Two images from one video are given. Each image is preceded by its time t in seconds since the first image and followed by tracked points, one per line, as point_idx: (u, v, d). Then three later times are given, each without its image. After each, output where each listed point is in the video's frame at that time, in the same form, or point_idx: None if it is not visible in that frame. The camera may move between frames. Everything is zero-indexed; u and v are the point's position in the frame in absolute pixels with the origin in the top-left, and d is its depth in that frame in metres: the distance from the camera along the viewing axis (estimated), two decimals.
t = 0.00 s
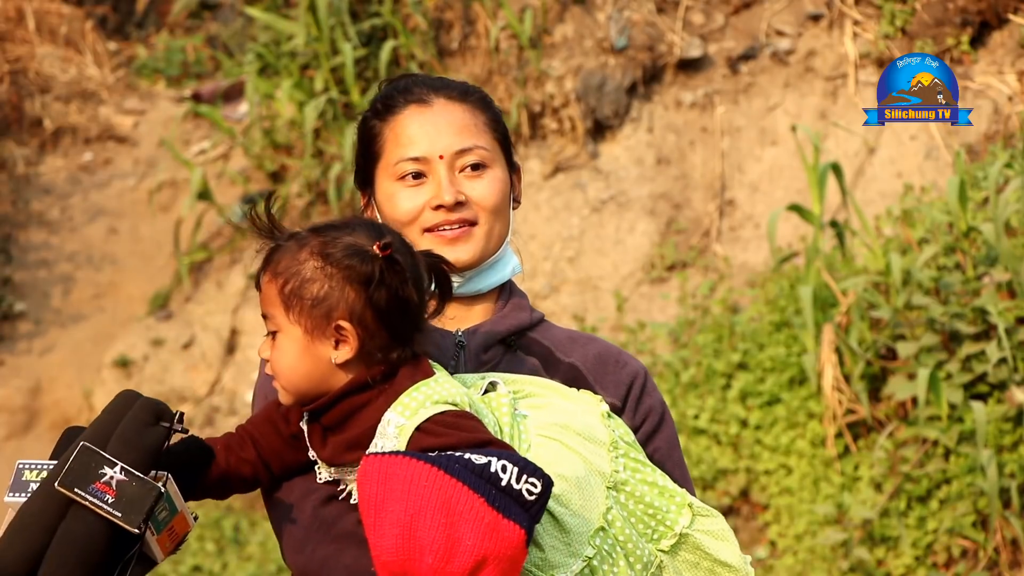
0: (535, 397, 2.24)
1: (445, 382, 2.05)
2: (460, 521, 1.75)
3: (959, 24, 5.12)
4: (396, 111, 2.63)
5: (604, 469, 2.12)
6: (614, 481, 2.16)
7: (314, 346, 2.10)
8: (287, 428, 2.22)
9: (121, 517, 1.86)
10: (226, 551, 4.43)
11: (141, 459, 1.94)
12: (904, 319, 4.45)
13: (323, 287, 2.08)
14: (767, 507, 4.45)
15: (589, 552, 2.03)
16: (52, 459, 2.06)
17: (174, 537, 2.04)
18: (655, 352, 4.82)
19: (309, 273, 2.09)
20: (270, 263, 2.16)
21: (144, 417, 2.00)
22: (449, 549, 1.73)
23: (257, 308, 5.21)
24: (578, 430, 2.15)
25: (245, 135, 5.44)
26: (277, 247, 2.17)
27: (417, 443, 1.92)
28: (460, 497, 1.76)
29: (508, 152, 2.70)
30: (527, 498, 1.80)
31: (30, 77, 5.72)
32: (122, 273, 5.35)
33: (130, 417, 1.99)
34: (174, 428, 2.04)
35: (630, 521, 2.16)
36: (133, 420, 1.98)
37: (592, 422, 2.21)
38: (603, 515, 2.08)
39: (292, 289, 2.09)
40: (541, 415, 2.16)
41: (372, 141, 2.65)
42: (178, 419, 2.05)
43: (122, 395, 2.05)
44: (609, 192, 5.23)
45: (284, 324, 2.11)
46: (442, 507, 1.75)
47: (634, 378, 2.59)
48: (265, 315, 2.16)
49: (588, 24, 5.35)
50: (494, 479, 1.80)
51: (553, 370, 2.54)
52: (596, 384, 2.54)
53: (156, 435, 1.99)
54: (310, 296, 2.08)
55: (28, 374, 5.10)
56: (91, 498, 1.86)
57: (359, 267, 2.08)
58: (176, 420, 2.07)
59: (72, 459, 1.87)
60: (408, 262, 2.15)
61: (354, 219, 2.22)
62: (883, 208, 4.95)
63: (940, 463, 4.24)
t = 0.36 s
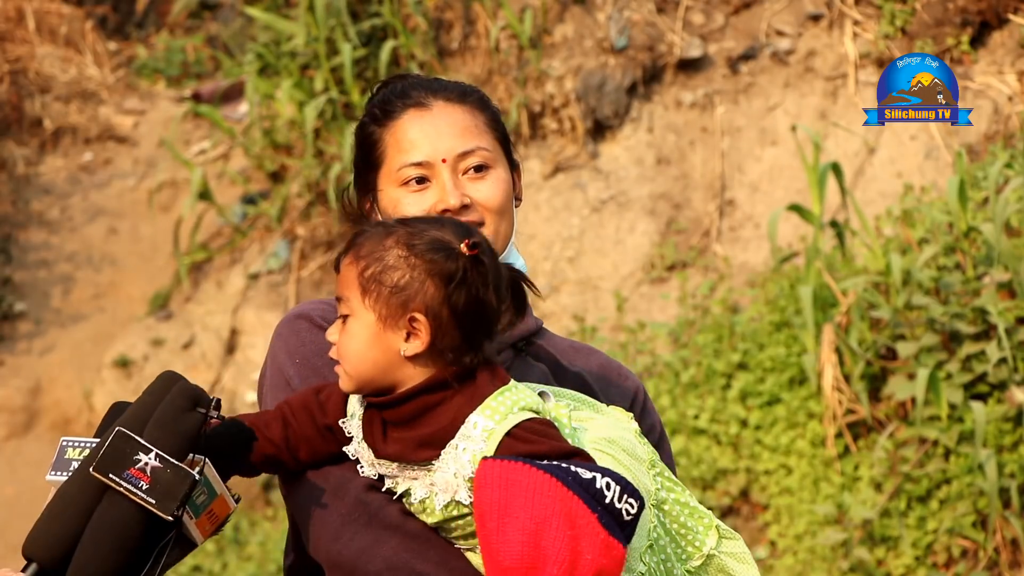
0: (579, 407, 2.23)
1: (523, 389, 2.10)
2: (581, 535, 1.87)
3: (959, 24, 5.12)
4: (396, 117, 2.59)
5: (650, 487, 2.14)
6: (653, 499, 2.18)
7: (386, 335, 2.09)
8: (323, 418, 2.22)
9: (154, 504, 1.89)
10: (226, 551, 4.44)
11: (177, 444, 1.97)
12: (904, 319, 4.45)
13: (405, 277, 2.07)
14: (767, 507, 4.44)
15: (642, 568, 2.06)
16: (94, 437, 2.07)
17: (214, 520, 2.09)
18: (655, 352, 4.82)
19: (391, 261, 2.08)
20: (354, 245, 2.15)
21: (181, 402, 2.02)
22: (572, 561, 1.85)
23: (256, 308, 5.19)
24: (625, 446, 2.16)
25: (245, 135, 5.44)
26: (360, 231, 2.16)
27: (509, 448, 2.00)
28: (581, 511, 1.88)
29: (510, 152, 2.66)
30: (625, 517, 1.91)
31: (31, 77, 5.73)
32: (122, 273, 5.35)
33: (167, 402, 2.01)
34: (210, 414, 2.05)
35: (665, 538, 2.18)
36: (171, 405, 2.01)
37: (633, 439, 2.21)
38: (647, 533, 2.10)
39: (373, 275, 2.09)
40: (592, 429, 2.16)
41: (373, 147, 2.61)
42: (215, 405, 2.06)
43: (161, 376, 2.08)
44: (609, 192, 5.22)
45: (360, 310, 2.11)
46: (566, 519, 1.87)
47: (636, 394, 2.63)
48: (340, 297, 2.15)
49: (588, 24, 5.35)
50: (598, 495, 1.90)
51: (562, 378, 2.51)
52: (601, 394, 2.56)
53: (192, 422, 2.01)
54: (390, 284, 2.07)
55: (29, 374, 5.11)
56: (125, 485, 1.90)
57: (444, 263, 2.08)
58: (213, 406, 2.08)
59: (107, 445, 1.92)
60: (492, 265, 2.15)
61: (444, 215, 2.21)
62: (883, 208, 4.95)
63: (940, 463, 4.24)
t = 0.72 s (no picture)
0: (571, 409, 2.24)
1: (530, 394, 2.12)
2: (604, 537, 1.88)
3: (959, 24, 5.12)
4: (354, 121, 2.60)
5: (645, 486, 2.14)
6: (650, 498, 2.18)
7: (405, 335, 2.09)
8: (328, 440, 2.18)
9: (150, 497, 1.83)
10: (226, 551, 4.44)
11: (171, 436, 1.84)
12: (904, 319, 4.45)
13: (433, 278, 2.08)
14: (767, 507, 4.44)
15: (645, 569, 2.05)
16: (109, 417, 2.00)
17: (230, 505, 1.96)
18: (655, 352, 4.82)
19: (421, 261, 2.08)
20: (382, 241, 2.15)
21: (175, 392, 1.88)
22: (597, 563, 1.86)
23: (256, 307, 5.17)
24: (619, 446, 2.18)
25: (245, 135, 5.44)
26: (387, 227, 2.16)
27: (522, 451, 2.00)
28: (603, 512, 1.89)
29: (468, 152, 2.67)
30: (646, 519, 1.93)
31: (31, 78, 5.73)
32: (122, 273, 5.35)
33: (163, 391, 1.88)
34: (208, 403, 1.89)
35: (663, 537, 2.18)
36: (166, 394, 1.88)
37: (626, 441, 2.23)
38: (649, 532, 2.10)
39: (400, 273, 2.09)
40: (586, 429, 2.17)
41: (332, 153, 2.62)
42: (212, 395, 1.90)
43: (166, 363, 2.01)
44: (609, 192, 5.22)
45: (382, 306, 2.10)
46: (589, 521, 1.88)
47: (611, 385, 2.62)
48: (360, 291, 2.14)
49: (588, 24, 5.35)
50: (616, 497, 1.91)
51: (540, 374, 2.48)
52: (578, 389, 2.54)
53: (188, 412, 1.87)
54: (417, 283, 2.07)
55: (28, 374, 5.11)
56: (120, 477, 1.83)
57: (473, 269, 2.09)
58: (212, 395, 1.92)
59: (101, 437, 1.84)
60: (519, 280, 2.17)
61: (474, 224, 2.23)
62: (883, 208, 4.95)
63: (940, 463, 4.24)
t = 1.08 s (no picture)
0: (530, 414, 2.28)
1: (467, 407, 2.13)
2: (502, 562, 1.87)
3: (959, 24, 5.12)
4: (320, 128, 2.64)
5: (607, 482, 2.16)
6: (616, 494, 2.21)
7: (349, 371, 2.11)
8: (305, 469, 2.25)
9: (151, 498, 1.83)
10: (226, 551, 4.44)
11: (172, 435, 1.84)
12: (904, 319, 4.44)
13: (372, 315, 2.09)
14: (767, 507, 4.44)
15: (605, 566, 2.07)
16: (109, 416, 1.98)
17: (230, 506, 1.98)
18: (655, 352, 4.82)
19: (358, 298, 2.08)
20: (315, 274, 2.13)
21: (177, 392, 1.88)
22: None
23: (256, 307, 5.16)
24: (580, 444, 2.19)
25: (245, 135, 5.44)
26: (320, 258, 2.15)
27: (451, 471, 2.01)
28: (503, 538, 1.87)
29: (440, 149, 2.68)
30: (564, 540, 1.90)
31: (31, 77, 5.73)
32: (122, 273, 5.35)
33: (164, 391, 1.88)
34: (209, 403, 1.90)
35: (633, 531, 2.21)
36: (167, 394, 1.87)
37: (589, 436, 2.24)
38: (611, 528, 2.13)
39: (338, 311, 2.09)
40: (545, 431, 2.19)
41: (304, 161, 2.67)
42: (213, 394, 1.91)
43: (163, 361, 2.04)
44: (609, 192, 5.22)
45: (322, 343, 2.11)
46: (485, 548, 1.86)
47: (599, 373, 2.61)
48: (297, 326, 2.14)
49: (588, 24, 5.35)
50: (534, 519, 1.89)
51: (523, 368, 2.56)
52: (564, 378, 2.57)
53: (189, 412, 1.87)
54: (357, 322, 2.08)
55: (29, 374, 5.12)
56: (120, 478, 1.82)
57: (412, 302, 2.11)
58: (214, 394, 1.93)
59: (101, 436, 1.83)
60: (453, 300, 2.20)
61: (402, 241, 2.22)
62: (883, 208, 4.95)
63: (940, 463, 4.24)
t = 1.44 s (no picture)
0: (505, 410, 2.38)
1: (427, 401, 2.18)
2: (437, 548, 1.90)
3: (959, 24, 5.12)
4: (287, 147, 2.69)
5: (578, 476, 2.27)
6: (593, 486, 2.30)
7: (322, 373, 2.16)
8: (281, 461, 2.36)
9: (136, 521, 1.98)
10: (226, 551, 4.44)
11: (157, 458, 1.99)
12: (904, 319, 4.45)
13: (346, 321, 2.14)
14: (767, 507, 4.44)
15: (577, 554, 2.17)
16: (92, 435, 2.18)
17: (211, 525, 2.14)
18: (655, 352, 4.82)
19: (333, 304, 2.13)
20: (288, 277, 2.17)
21: (163, 417, 2.03)
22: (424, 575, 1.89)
23: (255, 307, 5.16)
24: (552, 440, 2.29)
25: (245, 135, 5.45)
26: (293, 260, 2.19)
27: (404, 463, 2.08)
28: (439, 525, 1.91)
29: (409, 153, 2.68)
30: (510, 531, 1.94)
31: (30, 77, 5.73)
32: (122, 273, 5.35)
33: (150, 415, 2.03)
34: (195, 427, 2.06)
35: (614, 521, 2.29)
36: (153, 418, 2.02)
37: (563, 433, 2.33)
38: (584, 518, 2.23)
39: (313, 316, 2.14)
40: (516, 429, 2.30)
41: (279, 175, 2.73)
42: (199, 419, 2.06)
43: (153, 379, 2.19)
44: (609, 192, 5.22)
45: (296, 346, 2.16)
46: (420, 534, 1.90)
47: (586, 345, 2.60)
48: (270, 327, 2.18)
49: (588, 24, 5.35)
50: (479, 509, 1.94)
51: (507, 362, 2.58)
52: (553, 364, 2.57)
53: (174, 436, 2.02)
54: (331, 327, 2.14)
55: (29, 374, 5.12)
56: (107, 500, 1.98)
57: (382, 307, 2.16)
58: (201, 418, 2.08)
59: (90, 458, 1.98)
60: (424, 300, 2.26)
61: (375, 240, 2.26)
62: (883, 208, 4.94)
63: (940, 463, 4.25)
